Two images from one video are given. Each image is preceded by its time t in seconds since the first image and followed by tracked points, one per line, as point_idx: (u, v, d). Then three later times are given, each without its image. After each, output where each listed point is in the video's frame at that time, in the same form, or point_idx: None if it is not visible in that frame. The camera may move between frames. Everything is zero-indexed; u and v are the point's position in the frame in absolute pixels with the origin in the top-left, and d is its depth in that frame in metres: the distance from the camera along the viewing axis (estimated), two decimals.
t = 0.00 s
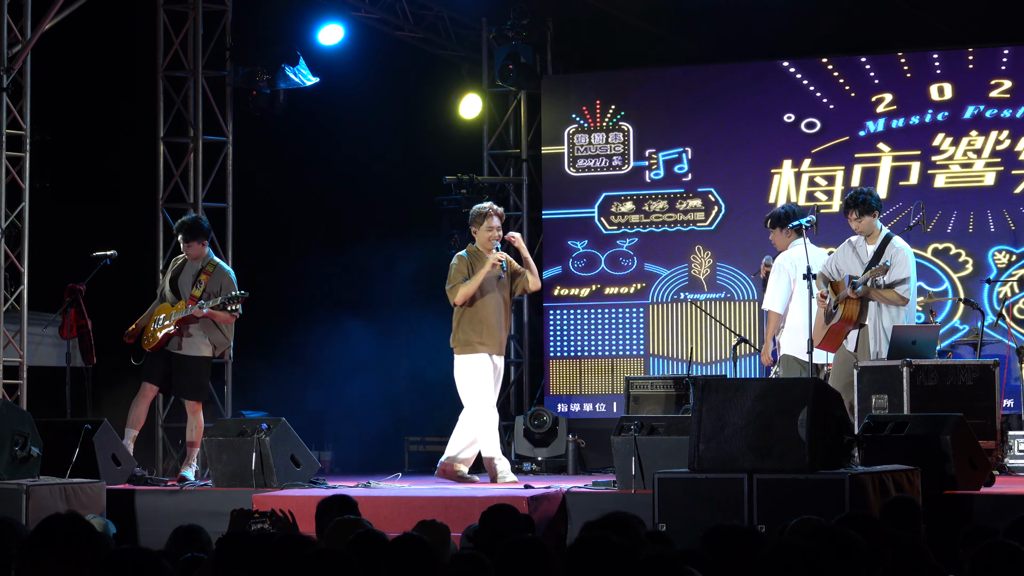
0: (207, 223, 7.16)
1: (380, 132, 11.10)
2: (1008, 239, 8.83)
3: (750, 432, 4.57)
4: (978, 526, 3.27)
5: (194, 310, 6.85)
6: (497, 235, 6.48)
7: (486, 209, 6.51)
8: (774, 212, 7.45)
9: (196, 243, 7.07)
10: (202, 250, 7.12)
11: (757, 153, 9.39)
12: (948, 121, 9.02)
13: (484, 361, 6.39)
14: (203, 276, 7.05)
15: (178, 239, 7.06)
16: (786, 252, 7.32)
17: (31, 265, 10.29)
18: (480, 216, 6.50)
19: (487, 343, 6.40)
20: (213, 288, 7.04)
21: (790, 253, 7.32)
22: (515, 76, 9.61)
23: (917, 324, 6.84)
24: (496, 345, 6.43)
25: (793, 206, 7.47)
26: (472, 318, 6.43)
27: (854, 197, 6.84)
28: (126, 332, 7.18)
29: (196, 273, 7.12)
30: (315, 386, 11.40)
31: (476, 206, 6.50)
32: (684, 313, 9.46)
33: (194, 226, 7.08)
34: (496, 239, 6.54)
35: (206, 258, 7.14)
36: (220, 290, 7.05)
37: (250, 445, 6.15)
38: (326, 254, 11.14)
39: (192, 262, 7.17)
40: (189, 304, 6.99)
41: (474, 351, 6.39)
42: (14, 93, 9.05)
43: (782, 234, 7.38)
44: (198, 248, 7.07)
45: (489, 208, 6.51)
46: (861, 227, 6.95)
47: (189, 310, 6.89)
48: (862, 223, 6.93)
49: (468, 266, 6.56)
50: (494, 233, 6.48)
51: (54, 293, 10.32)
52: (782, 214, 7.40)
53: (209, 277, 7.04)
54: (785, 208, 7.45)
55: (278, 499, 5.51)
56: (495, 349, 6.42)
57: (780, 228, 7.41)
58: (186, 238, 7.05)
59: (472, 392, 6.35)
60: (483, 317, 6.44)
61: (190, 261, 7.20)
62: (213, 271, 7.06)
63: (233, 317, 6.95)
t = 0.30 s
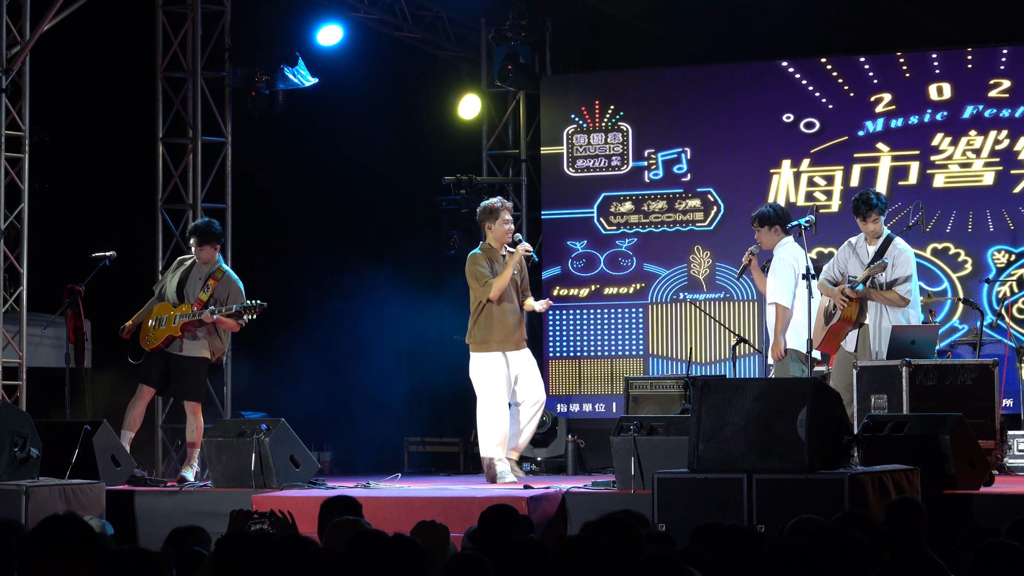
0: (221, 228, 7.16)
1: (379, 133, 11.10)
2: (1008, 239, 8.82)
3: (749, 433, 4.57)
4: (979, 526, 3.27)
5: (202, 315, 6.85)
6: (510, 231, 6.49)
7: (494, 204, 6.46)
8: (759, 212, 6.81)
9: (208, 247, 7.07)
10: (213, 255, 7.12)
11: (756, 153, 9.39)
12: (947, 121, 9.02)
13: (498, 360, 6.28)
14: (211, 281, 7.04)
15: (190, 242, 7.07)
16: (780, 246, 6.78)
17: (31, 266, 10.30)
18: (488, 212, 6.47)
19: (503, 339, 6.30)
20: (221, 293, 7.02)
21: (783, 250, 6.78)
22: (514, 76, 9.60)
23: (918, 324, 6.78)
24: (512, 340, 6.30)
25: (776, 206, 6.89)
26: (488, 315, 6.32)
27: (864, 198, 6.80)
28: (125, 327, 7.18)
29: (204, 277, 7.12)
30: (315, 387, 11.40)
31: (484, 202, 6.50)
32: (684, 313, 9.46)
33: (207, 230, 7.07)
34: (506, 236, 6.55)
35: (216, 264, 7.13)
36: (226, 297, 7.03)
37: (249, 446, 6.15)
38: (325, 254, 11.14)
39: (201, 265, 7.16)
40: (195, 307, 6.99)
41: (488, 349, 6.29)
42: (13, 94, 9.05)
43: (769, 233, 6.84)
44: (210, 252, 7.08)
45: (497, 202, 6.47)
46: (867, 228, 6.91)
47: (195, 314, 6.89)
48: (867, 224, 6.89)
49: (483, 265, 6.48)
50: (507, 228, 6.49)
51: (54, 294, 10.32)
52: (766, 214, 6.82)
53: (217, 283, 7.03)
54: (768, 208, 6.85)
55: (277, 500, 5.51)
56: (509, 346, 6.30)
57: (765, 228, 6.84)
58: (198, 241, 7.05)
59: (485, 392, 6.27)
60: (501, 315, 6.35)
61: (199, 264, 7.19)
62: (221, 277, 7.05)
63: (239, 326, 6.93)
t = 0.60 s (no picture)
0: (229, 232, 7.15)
1: (379, 133, 11.11)
2: (1008, 239, 8.83)
3: (749, 433, 4.57)
4: (978, 526, 3.28)
5: (208, 319, 6.87)
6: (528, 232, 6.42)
7: (514, 205, 6.41)
8: (753, 211, 6.53)
9: (216, 251, 7.06)
10: (219, 259, 7.12)
11: (756, 153, 9.39)
12: (948, 121, 9.02)
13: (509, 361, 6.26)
14: (215, 284, 7.04)
15: (198, 244, 7.05)
16: (774, 246, 6.53)
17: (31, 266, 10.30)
18: (507, 213, 6.43)
19: (517, 340, 6.28)
20: (224, 297, 7.02)
21: (778, 250, 6.52)
22: (515, 76, 9.59)
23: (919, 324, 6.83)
24: (525, 343, 6.28)
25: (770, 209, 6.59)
26: (503, 317, 6.30)
27: (877, 199, 6.81)
28: (121, 321, 7.15)
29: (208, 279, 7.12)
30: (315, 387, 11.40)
31: (503, 203, 6.44)
32: (684, 313, 9.47)
33: (215, 233, 7.06)
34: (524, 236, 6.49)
35: (220, 268, 7.13)
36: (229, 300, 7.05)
37: (250, 445, 6.15)
38: (325, 254, 11.14)
39: (205, 267, 7.15)
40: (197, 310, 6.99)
41: (500, 349, 6.27)
42: (13, 94, 9.05)
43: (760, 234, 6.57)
44: (217, 256, 7.08)
45: (516, 204, 6.43)
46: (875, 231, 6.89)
47: (199, 317, 6.89)
48: (876, 227, 6.88)
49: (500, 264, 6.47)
50: (525, 230, 6.43)
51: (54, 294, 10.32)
52: (759, 216, 6.57)
53: (221, 287, 7.04)
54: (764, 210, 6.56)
55: (277, 500, 5.51)
56: (522, 348, 6.28)
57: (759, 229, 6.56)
58: (206, 244, 7.03)
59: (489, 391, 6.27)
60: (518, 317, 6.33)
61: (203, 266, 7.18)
62: (226, 281, 7.05)
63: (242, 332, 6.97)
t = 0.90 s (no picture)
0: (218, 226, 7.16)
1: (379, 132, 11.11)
2: (1008, 239, 8.83)
3: (749, 433, 4.57)
4: (978, 527, 3.28)
5: (210, 315, 6.90)
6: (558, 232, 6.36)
7: (545, 204, 6.35)
8: (752, 211, 6.47)
9: (208, 246, 7.07)
10: (212, 254, 7.13)
11: (757, 153, 9.39)
12: (948, 122, 9.02)
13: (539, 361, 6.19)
14: (211, 280, 7.05)
15: (190, 241, 7.05)
16: (773, 246, 6.48)
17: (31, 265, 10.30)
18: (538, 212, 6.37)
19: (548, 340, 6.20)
20: (221, 291, 7.04)
21: (777, 250, 6.48)
22: (515, 76, 9.59)
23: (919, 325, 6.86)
24: (554, 343, 6.20)
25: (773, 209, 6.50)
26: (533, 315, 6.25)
27: (877, 201, 6.81)
28: (122, 323, 7.15)
29: (204, 276, 7.13)
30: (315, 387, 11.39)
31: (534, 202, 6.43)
32: (684, 313, 9.47)
33: (206, 229, 7.07)
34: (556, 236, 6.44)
35: (215, 263, 7.15)
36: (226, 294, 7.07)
37: (250, 445, 6.15)
38: (325, 254, 11.15)
39: (199, 264, 7.16)
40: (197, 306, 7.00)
41: (529, 349, 6.21)
42: (13, 94, 9.04)
43: (760, 235, 6.52)
44: (210, 251, 7.09)
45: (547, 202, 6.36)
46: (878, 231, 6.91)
47: (198, 314, 6.90)
48: (877, 228, 6.91)
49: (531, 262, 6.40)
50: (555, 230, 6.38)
51: (54, 294, 10.33)
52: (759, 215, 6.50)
53: (218, 282, 7.06)
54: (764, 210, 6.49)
55: (277, 500, 5.51)
56: (549, 347, 6.20)
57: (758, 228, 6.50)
58: (198, 241, 7.04)
59: (520, 382, 6.19)
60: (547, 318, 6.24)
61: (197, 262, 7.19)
62: (221, 276, 7.07)
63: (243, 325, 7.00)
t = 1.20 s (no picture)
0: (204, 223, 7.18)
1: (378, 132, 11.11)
2: (1008, 238, 8.83)
3: (749, 432, 4.57)
4: (978, 527, 3.27)
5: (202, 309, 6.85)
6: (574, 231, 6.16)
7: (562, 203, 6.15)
8: (747, 210, 6.23)
9: (195, 243, 7.07)
10: (201, 251, 7.13)
11: (757, 152, 9.39)
12: (948, 121, 9.02)
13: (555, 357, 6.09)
14: (202, 276, 7.05)
15: (177, 239, 7.07)
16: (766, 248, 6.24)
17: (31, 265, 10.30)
18: (558, 209, 6.16)
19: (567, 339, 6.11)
20: (213, 287, 7.04)
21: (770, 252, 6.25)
22: (515, 76, 9.58)
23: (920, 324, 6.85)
24: (574, 341, 6.13)
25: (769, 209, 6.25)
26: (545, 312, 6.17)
27: (867, 202, 6.76)
28: (120, 328, 7.15)
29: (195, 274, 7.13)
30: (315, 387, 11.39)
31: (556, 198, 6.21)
32: (684, 312, 9.47)
33: (192, 226, 7.08)
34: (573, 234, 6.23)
35: (204, 260, 7.15)
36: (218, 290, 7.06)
37: (249, 445, 6.15)
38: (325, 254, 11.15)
39: (189, 262, 7.17)
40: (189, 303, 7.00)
41: (542, 345, 6.12)
42: (13, 93, 9.04)
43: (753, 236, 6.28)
44: (198, 248, 7.09)
45: (566, 201, 6.17)
46: (871, 231, 6.85)
47: (189, 309, 6.89)
48: (869, 228, 6.84)
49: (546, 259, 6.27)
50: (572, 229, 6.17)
51: (54, 293, 10.33)
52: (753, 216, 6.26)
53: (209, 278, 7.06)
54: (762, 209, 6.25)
55: (277, 500, 5.52)
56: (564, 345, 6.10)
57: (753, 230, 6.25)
58: (185, 238, 7.05)
59: (542, 387, 6.08)
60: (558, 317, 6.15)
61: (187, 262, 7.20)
62: (212, 272, 7.07)
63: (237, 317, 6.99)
